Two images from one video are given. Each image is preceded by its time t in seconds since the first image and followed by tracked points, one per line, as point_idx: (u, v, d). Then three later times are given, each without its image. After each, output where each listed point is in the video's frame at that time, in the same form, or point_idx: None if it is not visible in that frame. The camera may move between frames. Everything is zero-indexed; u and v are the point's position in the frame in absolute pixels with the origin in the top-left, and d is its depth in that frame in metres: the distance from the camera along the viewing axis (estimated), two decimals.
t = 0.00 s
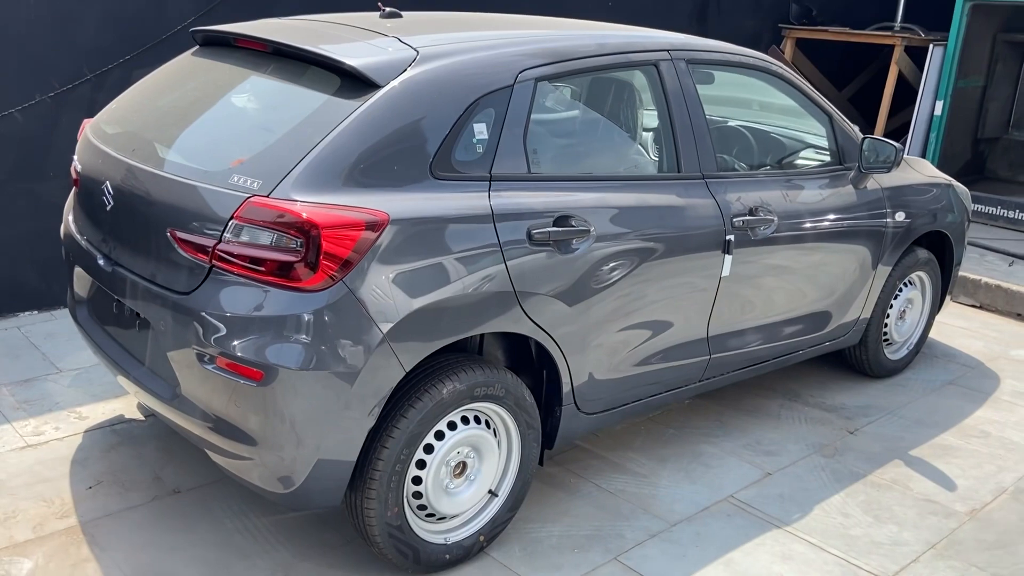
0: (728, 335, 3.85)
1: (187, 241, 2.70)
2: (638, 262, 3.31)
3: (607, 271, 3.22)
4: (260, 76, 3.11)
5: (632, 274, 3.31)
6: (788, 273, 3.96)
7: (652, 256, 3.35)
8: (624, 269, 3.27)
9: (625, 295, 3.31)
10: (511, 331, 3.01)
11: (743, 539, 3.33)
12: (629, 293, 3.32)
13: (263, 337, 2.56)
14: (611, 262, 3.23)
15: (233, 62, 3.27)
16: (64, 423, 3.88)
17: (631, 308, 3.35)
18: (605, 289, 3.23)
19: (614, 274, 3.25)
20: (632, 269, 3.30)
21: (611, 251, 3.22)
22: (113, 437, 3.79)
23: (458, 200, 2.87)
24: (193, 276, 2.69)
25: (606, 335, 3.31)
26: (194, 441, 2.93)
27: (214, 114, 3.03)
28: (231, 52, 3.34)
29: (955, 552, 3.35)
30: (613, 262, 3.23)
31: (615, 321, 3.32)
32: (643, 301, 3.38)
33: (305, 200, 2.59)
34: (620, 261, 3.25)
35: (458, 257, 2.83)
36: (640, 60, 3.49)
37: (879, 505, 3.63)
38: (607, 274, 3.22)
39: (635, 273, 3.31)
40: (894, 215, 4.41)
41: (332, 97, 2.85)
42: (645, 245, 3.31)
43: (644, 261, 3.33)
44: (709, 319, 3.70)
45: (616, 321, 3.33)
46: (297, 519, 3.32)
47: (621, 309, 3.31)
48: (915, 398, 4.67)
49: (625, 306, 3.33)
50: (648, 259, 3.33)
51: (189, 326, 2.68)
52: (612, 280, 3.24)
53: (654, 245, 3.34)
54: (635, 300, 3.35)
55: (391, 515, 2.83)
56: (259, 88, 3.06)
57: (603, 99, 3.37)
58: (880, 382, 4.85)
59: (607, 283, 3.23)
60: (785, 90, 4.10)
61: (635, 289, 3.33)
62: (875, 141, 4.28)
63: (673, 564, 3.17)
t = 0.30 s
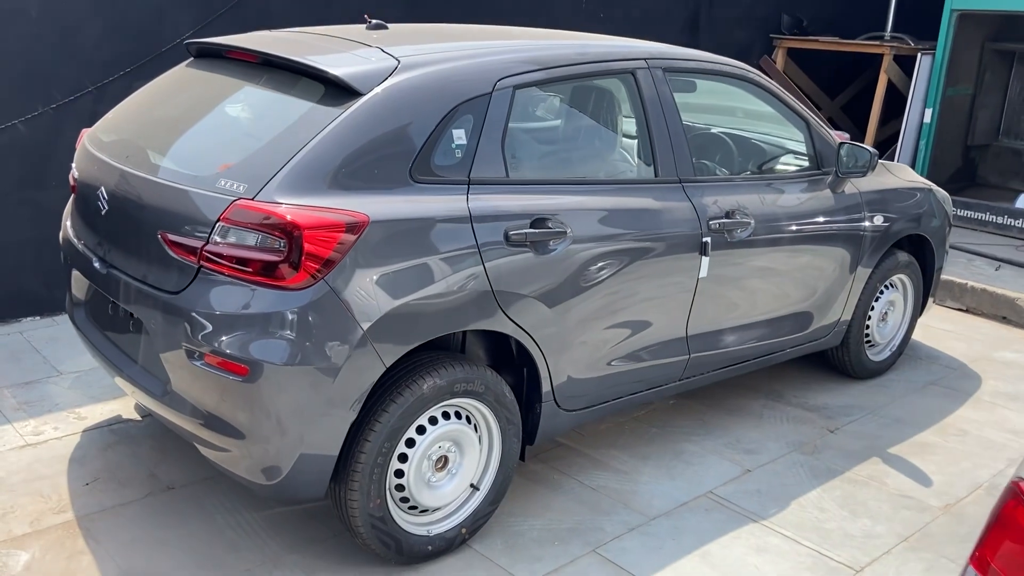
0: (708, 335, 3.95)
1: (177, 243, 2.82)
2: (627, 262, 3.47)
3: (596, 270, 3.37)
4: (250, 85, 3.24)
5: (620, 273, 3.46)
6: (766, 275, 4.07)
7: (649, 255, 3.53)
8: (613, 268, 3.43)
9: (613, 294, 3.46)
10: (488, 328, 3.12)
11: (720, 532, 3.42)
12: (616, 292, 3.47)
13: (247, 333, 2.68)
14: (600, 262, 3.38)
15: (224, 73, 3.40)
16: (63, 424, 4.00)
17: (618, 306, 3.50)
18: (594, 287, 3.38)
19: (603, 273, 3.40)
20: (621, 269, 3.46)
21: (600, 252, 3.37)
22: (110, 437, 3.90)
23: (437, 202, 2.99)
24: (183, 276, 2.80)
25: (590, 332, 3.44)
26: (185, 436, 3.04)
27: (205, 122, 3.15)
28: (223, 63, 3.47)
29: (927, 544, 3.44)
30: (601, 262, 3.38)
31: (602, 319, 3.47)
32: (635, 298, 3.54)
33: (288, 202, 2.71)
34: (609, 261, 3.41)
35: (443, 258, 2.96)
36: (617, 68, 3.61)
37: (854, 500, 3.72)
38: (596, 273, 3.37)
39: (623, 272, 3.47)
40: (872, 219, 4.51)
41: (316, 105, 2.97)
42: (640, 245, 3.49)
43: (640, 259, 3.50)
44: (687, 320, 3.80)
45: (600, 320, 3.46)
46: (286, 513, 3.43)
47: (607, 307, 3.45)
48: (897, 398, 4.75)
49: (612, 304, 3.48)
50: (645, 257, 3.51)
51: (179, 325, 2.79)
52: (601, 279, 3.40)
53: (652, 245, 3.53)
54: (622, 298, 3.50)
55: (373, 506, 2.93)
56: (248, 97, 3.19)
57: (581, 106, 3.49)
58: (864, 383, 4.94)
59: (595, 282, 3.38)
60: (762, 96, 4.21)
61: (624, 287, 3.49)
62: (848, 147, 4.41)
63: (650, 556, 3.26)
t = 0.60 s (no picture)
0: (697, 333, 4.02)
1: (174, 244, 2.91)
2: (625, 259, 3.57)
3: (590, 268, 3.47)
4: (246, 91, 3.33)
5: (619, 270, 3.57)
6: (754, 275, 4.14)
7: (653, 252, 3.65)
8: (607, 266, 3.52)
9: (602, 292, 3.54)
10: (478, 325, 3.20)
11: (707, 525, 3.49)
12: (611, 289, 3.56)
13: (242, 329, 2.76)
14: (593, 261, 3.47)
15: (220, 79, 3.50)
16: (66, 424, 4.09)
17: (611, 304, 3.59)
18: (588, 285, 3.48)
19: (596, 272, 3.49)
20: (619, 266, 3.56)
21: (593, 251, 3.46)
22: (111, 436, 3.99)
23: (427, 202, 3.07)
24: (180, 275, 2.89)
25: (584, 330, 3.53)
26: (183, 432, 3.12)
27: (201, 127, 3.25)
28: (219, 70, 3.57)
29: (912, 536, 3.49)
30: (594, 261, 3.47)
31: (594, 317, 3.55)
32: (629, 295, 3.64)
33: (281, 203, 2.79)
34: (603, 259, 3.50)
35: (436, 257, 3.04)
36: (604, 72, 3.70)
37: (842, 494, 3.78)
38: (588, 272, 3.46)
39: (620, 270, 3.57)
40: (860, 219, 4.58)
41: (309, 109, 3.06)
42: (643, 243, 3.61)
43: (634, 258, 3.60)
44: (676, 318, 3.88)
45: (593, 317, 3.55)
46: (283, 508, 3.51)
47: (600, 304, 3.54)
48: (887, 396, 4.81)
49: (602, 302, 3.56)
50: (649, 254, 3.64)
51: (176, 323, 2.88)
52: (593, 277, 3.48)
53: (655, 242, 3.65)
54: (612, 296, 3.58)
55: (366, 499, 3.01)
56: (243, 102, 3.28)
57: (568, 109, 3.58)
58: (855, 382, 5.00)
59: (588, 280, 3.47)
60: (749, 99, 4.30)
61: (625, 283, 3.60)
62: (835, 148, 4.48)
63: (638, 548, 3.32)
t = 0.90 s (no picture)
0: (695, 333, 4.05)
1: (175, 247, 2.95)
2: (624, 260, 3.61)
3: (589, 269, 3.51)
4: (245, 97, 3.38)
5: (619, 271, 3.61)
6: (751, 275, 4.17)
7: (653, 253, 3.70)
8: (606, 267, 3.56)
9: (599, 293, 3.57)
10: (476, 326, 3.23)
11: (705, 523, 3.52)
12: (612, 290, 3.61)
13: (243, 331, 2.80)
14: (592, 262, 3.51)
15: (220, 85, 3.54)
16: (70, 428, 4.13)
17: (611, 304, 3.63)
18: (587, 286, 3.51)
19: (595, 272, 3.53)
20: (619, 266, 3.60)
21: (592, 252, 3.50)
22: (115, 439, 4.03)
23: (424, 204, 3.11)
24: (181, 278, 2.93)
25: (582, 330, 3.56)
26: (185, 434, 3.16)
27: (202, 133, 3.29)
28: (219, 76, 3.62)
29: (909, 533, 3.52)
30: (593, 261, 3.51)
31: (593, 317, 3.58)
32: (628, 296, 3.68)
33: (280, 207, 2.84)
34: (602, 260, 3.54)
35: (435, 258, 3.08)
36: (599, 75, 3.74)
37: (839, 492, 3.81)
38: (587, 273, 3.50)
39: (621, 270, 3.61)
40: (856, 219, 4.61)
41: (308, 114, 3.11)
42: (641, 244, 3.65)
43: (630, 259, 3.63)
44: (673, 318, 3.91)
45: (593, 318, 3.58)
46: (285, 509, 3.55)
47: (600, 305, 3.58)
48: (885, 395, 4.84)
49: (600, 303, 3.59)
50: (648, 256, 3.68)
51: (177, 325, 2.92)
52: (593, 278, 3.52)
53: (655, 244, 3.69)
54: (609, 297, 3.61)
55: (366, 498, 3.04)
56: (243, 108, 3.33)
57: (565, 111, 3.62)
58: (853, 381, 5.02)
59: (587, 281, 3.51)
60: (745, 101, 4.33)
61: (626, 283, 3.65)
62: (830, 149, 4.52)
63: (637, 546, 3.35)
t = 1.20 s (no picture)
0: (695, 335, 4.03)
1: (171, 254, 2.94)
2: (625, 262, 3.60)
3: (589, 271, 3.49)
4: (242, 103, 3.36)
5: (619, 273, 3.60)
6: (751, 277, 4.15)
7: (653, 255, 3.68)
8: (606, 269, 3.55)
9: (598, 296, 3.55)
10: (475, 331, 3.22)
11: (707, 526, 3.50)
12: (613, 292, 3.59)
13: (240, 338, 2.79)
14: (592, 264, 3.50)
15: (216, 91, 3.53)
16: (69, 436, 4.12)
17: (612, 306, 3.62)
18: (587, 288, 3.50)
19: (596, 274, 3.52)
20: (620, 268, 3.59)
21: (593, 254, 3.49)
22: (114, 447, 4.01)
23: (422, 209, 3.10)
24: (178, 285, 2.92)
25: (582, 332, 3.55)
26: (184, 442, 3.14)
27: (198, 139, 3.27)
28: (215, 82, 3.61)
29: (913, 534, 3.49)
30: (593, 263, 3.50)
31: (593, 320, 3.57)
32: (629, 298, 3.66)
33: (276, 212, 2.82)
34: (602, 262, 3.53)
35: (433, 262, 3.07)
36: (596, 76, 3.72)
37: (842, 493, 3.78)
38: (588, 275, 3.49)
39: (622, 271, 3.60)
40: (857, 219, 4.59)
41: (304, 119, 3.09)
42: (641, 246, 3.63)
43: (628, 262, 3.61)
44: (674, 320, 3.89)
45: (593, 320, 3.57)
46: (285, 516, 3.53)
47: (601, 307, 3.57)
48: (888, 395, 4.82)
49: (601, 305, 3.58)
50: (649, 258, 3.67)
51: (175, 332, 2.90)
52: (593, 280, 3.51)
53: (655, 245, 3.68)
54: (608, 300, 3.59)
55: (366, 504, 3.02)
56: (239, 114, 3.32)
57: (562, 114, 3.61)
58: (855, 381, 5.00)
59: (588, 283, 3.50)
60: (743, 101, 4.31)
61: (627, 285, 3.63)
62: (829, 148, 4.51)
63: (638, 550, 3.33)
